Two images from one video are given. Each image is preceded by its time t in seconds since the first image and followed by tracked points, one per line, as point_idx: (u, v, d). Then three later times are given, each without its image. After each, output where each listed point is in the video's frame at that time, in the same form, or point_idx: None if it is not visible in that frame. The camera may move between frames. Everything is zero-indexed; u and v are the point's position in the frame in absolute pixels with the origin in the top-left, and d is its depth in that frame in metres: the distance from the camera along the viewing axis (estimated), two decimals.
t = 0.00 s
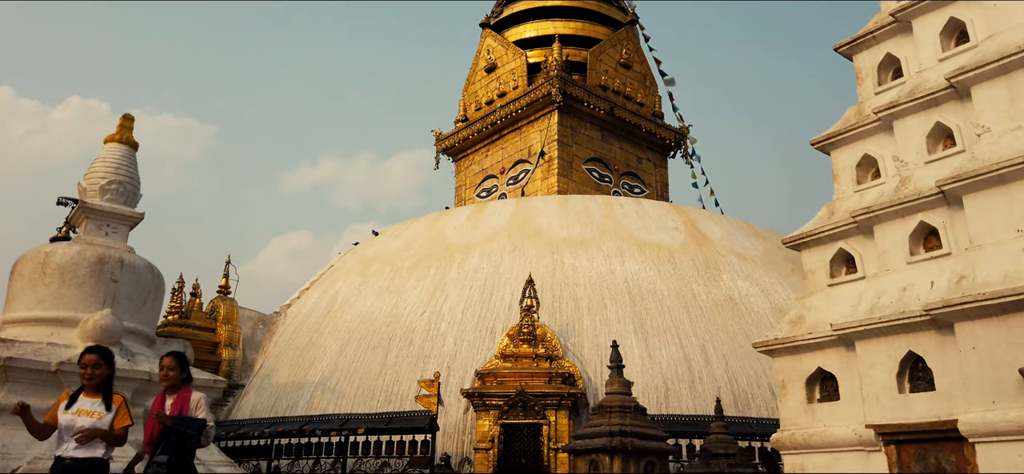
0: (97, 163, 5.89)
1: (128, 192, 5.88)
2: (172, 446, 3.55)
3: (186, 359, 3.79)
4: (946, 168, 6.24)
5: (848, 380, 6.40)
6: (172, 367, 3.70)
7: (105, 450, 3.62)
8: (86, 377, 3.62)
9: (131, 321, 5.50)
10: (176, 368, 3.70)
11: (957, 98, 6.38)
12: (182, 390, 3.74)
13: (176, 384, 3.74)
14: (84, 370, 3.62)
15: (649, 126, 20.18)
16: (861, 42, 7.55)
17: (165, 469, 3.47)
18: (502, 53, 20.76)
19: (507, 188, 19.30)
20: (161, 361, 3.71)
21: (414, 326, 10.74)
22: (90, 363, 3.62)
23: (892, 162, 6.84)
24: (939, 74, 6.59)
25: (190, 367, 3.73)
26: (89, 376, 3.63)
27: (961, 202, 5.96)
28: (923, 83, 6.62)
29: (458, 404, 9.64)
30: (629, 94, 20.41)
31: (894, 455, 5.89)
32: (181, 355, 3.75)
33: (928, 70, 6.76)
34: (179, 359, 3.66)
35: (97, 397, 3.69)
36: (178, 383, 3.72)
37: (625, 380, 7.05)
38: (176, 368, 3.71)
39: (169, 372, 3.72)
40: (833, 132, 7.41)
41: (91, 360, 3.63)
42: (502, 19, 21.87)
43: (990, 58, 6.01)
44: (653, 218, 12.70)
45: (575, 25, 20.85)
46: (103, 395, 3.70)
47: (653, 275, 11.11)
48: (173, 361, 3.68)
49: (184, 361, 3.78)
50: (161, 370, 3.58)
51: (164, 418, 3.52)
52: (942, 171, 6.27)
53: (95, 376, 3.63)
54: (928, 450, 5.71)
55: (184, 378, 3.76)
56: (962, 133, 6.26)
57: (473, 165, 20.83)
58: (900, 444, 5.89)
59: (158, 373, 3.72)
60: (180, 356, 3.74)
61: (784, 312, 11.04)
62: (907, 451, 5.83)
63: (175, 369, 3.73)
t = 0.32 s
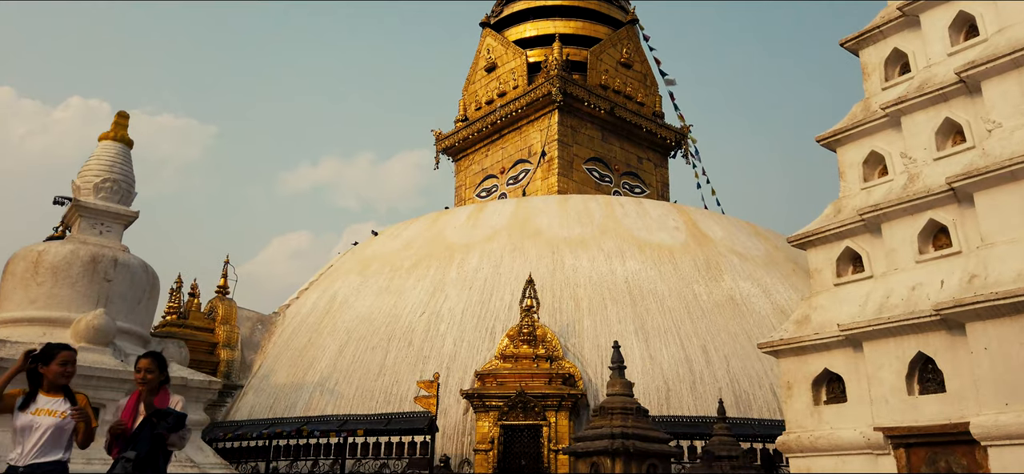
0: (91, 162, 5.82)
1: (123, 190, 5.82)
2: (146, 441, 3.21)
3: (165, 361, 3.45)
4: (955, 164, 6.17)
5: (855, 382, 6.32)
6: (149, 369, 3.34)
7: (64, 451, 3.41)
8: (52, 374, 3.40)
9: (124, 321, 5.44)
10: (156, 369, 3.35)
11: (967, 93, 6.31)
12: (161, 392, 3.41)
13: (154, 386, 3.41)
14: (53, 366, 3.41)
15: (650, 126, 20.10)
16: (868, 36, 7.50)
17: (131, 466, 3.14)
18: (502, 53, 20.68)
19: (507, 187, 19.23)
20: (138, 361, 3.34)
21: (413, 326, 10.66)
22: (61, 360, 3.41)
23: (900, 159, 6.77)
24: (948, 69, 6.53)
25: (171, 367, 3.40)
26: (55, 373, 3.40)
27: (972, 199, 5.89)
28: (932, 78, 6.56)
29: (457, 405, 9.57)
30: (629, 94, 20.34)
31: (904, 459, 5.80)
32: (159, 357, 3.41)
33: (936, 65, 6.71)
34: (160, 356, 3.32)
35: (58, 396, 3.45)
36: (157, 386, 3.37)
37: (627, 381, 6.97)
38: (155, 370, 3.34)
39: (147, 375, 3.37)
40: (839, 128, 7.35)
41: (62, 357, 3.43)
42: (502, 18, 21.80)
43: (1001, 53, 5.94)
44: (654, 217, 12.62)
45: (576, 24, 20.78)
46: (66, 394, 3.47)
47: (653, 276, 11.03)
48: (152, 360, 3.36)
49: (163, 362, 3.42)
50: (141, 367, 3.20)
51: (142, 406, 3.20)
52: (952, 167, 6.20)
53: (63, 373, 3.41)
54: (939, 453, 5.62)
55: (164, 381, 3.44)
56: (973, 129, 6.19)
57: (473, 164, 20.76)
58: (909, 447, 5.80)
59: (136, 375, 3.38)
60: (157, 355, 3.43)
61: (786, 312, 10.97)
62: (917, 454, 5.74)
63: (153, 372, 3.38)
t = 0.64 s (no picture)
0: (84, 160, 5.73)
1: (117, 189, 5.73)
2: (116, 426, 3.05)
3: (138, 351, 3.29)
4: (967, 159, 6.10)
5: (864, 383, 6.24)
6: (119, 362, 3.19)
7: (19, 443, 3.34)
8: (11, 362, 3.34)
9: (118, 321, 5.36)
10: (127, 360, 3.18)
11: (978, 87, 6.25)
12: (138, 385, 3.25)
13: (130, 379, 3.26)
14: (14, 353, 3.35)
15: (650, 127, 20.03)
16: (875, 31, 7.45)
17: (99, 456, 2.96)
18: (502, 53, 20.61)
19: (507, 189, 19.15)
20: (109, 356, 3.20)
21: (412, 328, 10.58)
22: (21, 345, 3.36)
23: (909, 155, 6.71)
24: (958, 62, 6.48)
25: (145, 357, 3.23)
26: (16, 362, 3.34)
27: (984, 195, 5.82)
28: (941, 72, 6.50)
29: (457, 407, 9.49)
30: (630, 95, 20.28)
31: (915, 461, 5.71)
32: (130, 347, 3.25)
33: (945, 58, 6.66)
34: (129, 345, 3.14)
35: (16, 385, 3.40)
36: (132, 378, 3.19)
37: (629, 383, 6.88)
38: (125, 361, 3.20)
39: (120, 367, 3.20)
40: (846, 124, 7.30)
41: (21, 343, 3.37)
42: (502, 19, 21.74)
43: (1011, 45, 5.89)
44: (654, 218, 12.54)
45: (576, 24, 20.72)
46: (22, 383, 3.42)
47: (655, 277, 10.95)
48: (121, 351, 3.20)
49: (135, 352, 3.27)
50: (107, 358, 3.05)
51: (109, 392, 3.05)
52: (963, 163, 6.13)
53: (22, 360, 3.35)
54: (951, 456, 5.53)
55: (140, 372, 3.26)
56: (984, 123, 6.13)
57: (473, 166, 20.68)
58: (920, 450, 5.72)
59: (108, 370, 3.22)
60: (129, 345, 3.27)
61: (787, 314, 10.89)
62: (928, 457, 5.66)
63: (126, 364, 3.21)
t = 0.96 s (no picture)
0: (75, 157, 5.63)
1: (109, 187, 5.63)
2: (59, 425, 3.03)
3: (81, 346, 3.25)
4: (980, 153, 6.03)
5: (875, 384, 6.14)
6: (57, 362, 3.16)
7: None
8: None
9: (108, 321, 5.26)
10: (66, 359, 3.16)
11: (991, 79, 6.19)
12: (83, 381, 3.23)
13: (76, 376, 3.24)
14: None
15: (651, 128, 19.95)
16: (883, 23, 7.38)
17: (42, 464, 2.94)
18: (502, 54, 20.52)
19: (507, 190, 19.04)
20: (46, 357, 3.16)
21: (411, 329, 10.47)
22: None
23: (919, 149, 6.63)
24: (970, 54, 6.43)
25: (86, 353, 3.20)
26: None
27: (999, 190, 5.74)
28: (954, 64, 6.43)
29: (456, 409, 9.36)
30: (630, 96, 20.20)
31: (928, 464, 5.59)
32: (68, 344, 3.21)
33: (957, 50, 6.60)
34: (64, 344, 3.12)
35: None
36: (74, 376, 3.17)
37: (631, 385, 6.77)
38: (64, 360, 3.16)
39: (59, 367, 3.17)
40: (854, 118, 7.22)
41: None
42: (502, 20, 21.67)
43: None
44: (655, 219, 12.43)
45: (576, 25, 20.63)
46: None
47: (656, 278, 10.84)
48: (58, 351, 3.16)
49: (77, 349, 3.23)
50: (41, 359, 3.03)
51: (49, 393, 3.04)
52: (976, 156, 6.06)
53: None
54: (966, 460, 5.40)
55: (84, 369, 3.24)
56: (997, 116, 6.06)
57: (473, 167, 20.57)
58: (934, 453, 5.59)
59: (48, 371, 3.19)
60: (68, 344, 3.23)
61: (790, 315, 10.79)
62: (942, 460, 5.52)
63: (66, 363, 3.18)
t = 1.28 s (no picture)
0: (65, 157, 5.53)
1: (100, 187, 5.53)
2: None
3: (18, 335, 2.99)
4: (993, 150, 5.95)
5: (887, 390, 6.05)
6: None
7: None
8: None
9: (98, 325, 5.16)
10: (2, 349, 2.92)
11: (1004, 74, 6.11)
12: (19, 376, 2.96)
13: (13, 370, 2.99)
14: None
15: (651, 131, 19.87)
16: (892, 19, 7.33)
17: None
18: (502, 56, 20.43)
19: (507, 193, 18.94)
20: None
21: (410, 333, 10.36)
22: None
23: (931, 147, 6.56)
24: (982, 49, 6.36)
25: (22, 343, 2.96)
26: None
27: (1014, 188, 5.66)
28: (965, 59, 6.36)
29: (455, 414, 9.26)
30: (631, 98, 20.12)
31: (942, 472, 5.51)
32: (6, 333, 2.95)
33: (969, 45, 6.54)
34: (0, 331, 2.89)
35: None
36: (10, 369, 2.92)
37: (632, 389, 6.67)
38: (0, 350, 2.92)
39: None
40: (862, 116, 7.16)
41: None
42: (501, 22, 21.62)
43: None
44: (656, 222, 12.33)
45: (576, 27, 20.55)
46: None
47: (657, 281, 10.74)
48: None
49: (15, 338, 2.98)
50: None
51: None
52: (989, 154, 5.98)
53: None
54: (981, 468, 5.32)
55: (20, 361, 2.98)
56: (1011, 113, 5.99)
57: (473, 170, 20.47)
58: (948, 461, 5.51)
59: None
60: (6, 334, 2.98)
61: (792, 319, 10.67)
62: (956, 468, 5.45)
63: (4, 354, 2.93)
